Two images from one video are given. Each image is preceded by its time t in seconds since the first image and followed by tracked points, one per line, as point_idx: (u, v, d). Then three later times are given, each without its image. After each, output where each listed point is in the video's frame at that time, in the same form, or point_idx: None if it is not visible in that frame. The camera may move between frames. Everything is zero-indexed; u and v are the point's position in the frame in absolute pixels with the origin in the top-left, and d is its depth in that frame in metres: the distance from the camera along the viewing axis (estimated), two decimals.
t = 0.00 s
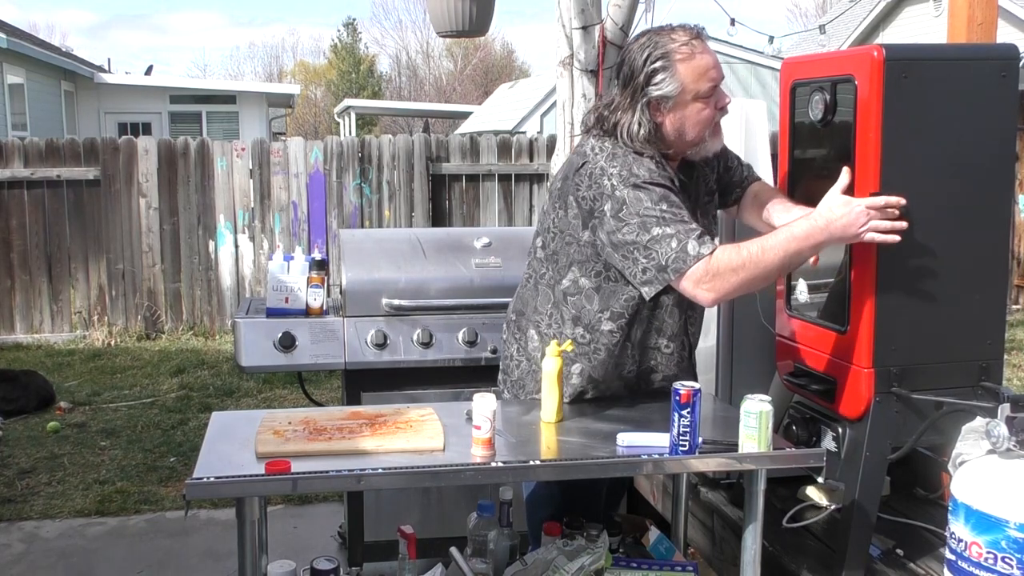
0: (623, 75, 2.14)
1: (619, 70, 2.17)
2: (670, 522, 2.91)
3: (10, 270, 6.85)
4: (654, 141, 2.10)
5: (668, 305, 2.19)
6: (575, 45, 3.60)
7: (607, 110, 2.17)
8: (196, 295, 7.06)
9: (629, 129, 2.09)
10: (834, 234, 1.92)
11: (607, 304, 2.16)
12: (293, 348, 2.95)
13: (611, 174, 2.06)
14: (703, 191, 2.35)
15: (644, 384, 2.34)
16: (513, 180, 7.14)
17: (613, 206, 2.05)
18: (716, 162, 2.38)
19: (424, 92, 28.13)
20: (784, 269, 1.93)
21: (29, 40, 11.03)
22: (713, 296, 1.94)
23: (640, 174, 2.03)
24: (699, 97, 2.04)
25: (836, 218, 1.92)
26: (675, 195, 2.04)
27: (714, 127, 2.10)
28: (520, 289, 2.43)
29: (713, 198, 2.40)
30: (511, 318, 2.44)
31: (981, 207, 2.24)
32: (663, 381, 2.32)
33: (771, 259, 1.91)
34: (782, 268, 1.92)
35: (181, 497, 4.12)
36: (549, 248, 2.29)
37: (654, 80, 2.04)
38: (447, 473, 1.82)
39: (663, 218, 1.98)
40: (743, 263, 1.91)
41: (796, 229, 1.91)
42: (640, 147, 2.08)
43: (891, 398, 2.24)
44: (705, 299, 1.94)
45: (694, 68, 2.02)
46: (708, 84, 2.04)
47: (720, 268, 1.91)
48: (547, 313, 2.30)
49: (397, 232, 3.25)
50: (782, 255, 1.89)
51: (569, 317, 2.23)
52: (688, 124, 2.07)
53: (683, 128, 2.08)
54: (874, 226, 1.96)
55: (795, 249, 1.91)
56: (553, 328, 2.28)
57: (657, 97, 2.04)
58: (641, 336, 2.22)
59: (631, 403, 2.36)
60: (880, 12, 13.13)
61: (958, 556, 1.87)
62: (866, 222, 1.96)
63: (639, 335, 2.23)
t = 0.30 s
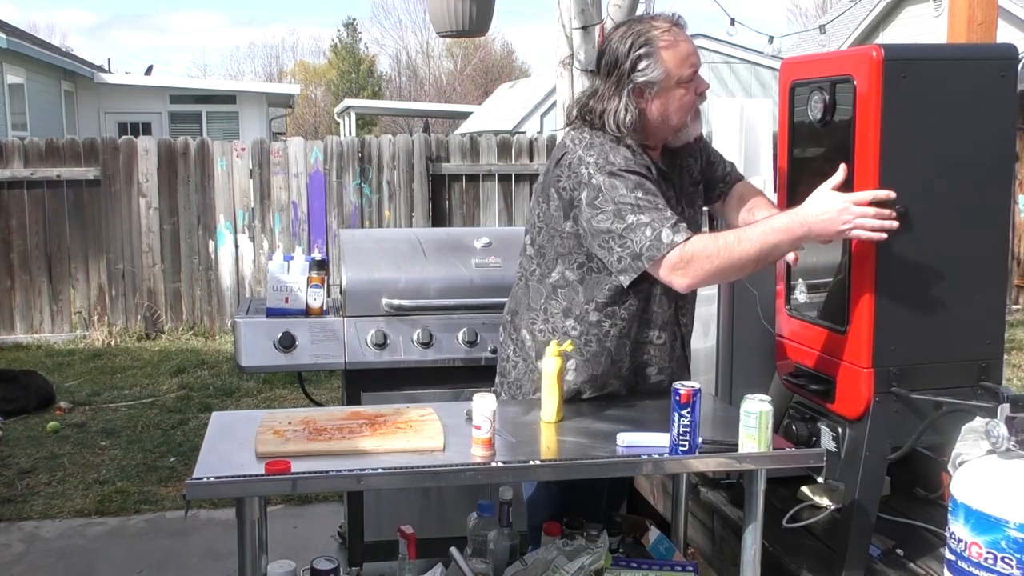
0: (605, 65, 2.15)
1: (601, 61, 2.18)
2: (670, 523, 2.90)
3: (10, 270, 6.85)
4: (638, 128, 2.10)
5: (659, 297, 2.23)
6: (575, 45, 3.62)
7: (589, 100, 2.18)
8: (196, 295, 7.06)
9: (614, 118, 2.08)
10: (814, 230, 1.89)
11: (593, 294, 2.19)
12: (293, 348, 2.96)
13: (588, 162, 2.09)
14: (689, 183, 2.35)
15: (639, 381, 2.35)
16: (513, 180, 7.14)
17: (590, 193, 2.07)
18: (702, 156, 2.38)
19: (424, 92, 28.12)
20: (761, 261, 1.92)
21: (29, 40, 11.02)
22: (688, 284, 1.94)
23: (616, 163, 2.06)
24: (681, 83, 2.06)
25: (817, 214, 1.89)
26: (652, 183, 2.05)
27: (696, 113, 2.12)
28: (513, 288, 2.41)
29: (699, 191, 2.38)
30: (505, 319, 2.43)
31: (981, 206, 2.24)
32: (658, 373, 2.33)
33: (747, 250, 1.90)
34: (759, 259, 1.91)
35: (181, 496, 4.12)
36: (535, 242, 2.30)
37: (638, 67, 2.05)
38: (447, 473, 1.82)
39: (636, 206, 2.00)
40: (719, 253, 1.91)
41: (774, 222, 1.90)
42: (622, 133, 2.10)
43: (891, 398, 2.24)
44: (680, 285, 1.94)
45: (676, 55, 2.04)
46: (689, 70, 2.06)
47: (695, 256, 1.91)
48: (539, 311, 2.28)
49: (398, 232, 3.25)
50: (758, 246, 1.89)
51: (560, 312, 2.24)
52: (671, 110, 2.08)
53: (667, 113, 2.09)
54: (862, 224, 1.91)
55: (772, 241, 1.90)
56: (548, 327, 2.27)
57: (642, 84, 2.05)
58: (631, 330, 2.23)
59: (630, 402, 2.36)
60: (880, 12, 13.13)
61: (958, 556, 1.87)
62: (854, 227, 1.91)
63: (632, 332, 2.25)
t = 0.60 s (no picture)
0: (587, 58, 2.16)
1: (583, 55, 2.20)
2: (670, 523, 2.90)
3: (10, 270, 6.84)
4: (625, 117, 2.09)
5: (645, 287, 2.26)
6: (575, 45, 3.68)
7: (574, 91, 2.19)
8: (196, 295, 7.06)
9: (603, 105, 2.08)
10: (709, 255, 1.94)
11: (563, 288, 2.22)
12: (293, 348, 2.96)
13: (553, 159, 2.12)
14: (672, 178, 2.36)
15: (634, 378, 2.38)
16: (514, 180, 7.14)
17: (548, 190, 2.11)
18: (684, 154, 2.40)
19: (424, 92, 28.10)
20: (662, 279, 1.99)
21: (29, 40, 11.02)
22: (591, 291, 2.04)
23: (576, 162, 2.07)
24: (658, 73, 2.07)
25: (714, 241, 1.93)
26: (605, 183, 2.07)
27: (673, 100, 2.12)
28: (504, 287, 2.42)
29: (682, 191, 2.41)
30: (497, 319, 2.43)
31: (981, 206, 2.24)
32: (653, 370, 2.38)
33: (648, 268, 1.97)
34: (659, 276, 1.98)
35: (181, 497, 4.12)
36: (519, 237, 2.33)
37: (617, 55, 2.06)
38: (447, 473, 1.82)
39: (576, 210, 2.04)
40: (621, 266, 1.99)
41: (676, 244, 1.96)
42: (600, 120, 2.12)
43: (891, 398, 2.24)
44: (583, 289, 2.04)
45: (653, 42, 2.05)
46: (666, 58, 2.07)
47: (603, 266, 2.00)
48: (528, 303, 2.29)
49: (398, 232, 3.25)
50: (656, 264, 1.96)
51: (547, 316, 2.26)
52: (648, 98, 2.09)
53: (646, 101, 2.10)
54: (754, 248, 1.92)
55: (671, 262, 1.96)
56: (537, 319, 2.28)
57: (620, 70, 2.06)
58: (621, 326, 2.27)
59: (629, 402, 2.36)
60: (880, 12, 13.13)
61: (958, 556, 1.86)
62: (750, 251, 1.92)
63: (620, 326, 2.28)
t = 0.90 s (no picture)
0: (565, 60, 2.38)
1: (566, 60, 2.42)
2: (670, 523, 2.90)
3: (10, 270, 6.84)
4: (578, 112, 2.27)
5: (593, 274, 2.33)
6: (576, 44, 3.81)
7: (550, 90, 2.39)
8: (196, 295, 7.06)
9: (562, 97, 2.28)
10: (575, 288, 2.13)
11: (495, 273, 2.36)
12: (293, 348, 2.96)
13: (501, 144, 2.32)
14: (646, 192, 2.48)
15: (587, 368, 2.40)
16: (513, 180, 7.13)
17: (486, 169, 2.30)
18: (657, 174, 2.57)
19: (424, 92, 28.09)
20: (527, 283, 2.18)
21: (29, 40, 11.02)
22: (464, 259, 2.23)
23: (517, 145, 2.26)
24: (613, 72, 2.22)
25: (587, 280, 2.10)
26: (533, 169, 2.23)
27: (626, 104, 2.22)
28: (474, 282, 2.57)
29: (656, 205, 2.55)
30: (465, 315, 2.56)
31: (981, 206, 2.24)
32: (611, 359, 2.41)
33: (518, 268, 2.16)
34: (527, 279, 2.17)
35: (181, 497, 4.12)
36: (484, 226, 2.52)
37: (580, 51, 2.25)
38: (447, 473, 1.82)
39: (492, 186, 2.21)
40: (496, 255, 2.17)
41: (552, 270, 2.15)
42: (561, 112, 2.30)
43: (891, 398, 2.24)
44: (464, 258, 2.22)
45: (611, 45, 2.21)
46: (621, 61, 2.21)
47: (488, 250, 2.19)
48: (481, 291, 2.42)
49: (397, 232, 3.25)
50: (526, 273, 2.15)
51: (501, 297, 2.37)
52: (600, 95, 2.23)
53: (596, 101, 2.24)
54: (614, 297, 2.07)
55: (541, 275, 2.16)
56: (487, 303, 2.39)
57: (580, 65, 2.25)
58: (564, 303, 2.34)
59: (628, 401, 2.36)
60: (880, 12, 13.13)
61: (958, 556, 1.86)
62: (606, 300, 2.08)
63: (567, 305, 2.34)
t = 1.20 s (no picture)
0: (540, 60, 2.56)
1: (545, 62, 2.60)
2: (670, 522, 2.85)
3: (10, 270, 6.84)
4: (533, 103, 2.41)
5: (530, 256, 2.40)
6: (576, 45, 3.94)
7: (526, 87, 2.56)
8: (196, 295, 7.06)
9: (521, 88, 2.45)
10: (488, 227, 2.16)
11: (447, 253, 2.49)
12: (293, 348, 2.97)
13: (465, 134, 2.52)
14: (617, 185, 2.50)
15: (523, 352, 2.43)
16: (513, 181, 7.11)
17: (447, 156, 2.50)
18: (637, 171, 2.60)
19: (424, 92, 28.09)
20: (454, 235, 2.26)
21: (29, 40, 11.01)
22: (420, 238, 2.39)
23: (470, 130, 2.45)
24: (559, 65, 2.31)
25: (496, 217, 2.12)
26: (475, 149, 2.39)
27: (567, 96, 2.29)
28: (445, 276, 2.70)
29: (631, 200, 2.56)
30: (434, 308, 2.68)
31: (981, 205, 2.24)
32: (541, 343, 2.43)
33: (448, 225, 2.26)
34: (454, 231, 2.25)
35: (181, 497, 4.12)
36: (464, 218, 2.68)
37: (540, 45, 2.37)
38: (447, 473, 1.82)
39: (441, 167, 2.41)
40: (431, 222, 2.32)
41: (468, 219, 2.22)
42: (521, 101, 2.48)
43: (891, 398, 2.24)
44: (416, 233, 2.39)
45: (560, 40, 2.30)
46: (567, 55, 2.29)
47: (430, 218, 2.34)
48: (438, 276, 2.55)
49: (398, 230, 3.21)
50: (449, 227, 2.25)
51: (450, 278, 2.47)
52: (548, 86, 2.33)
53: (545, 94, 2.34)
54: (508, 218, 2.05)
55: (462, 224, 2.23)
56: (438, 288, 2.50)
57: (538, 56, 2.38)
58: (501, 283, 2.41)
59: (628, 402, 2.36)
60: (880, 12, 13.13)
61: (958, 557, 1.86)
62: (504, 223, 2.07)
63: (505, 285, 2.41)
